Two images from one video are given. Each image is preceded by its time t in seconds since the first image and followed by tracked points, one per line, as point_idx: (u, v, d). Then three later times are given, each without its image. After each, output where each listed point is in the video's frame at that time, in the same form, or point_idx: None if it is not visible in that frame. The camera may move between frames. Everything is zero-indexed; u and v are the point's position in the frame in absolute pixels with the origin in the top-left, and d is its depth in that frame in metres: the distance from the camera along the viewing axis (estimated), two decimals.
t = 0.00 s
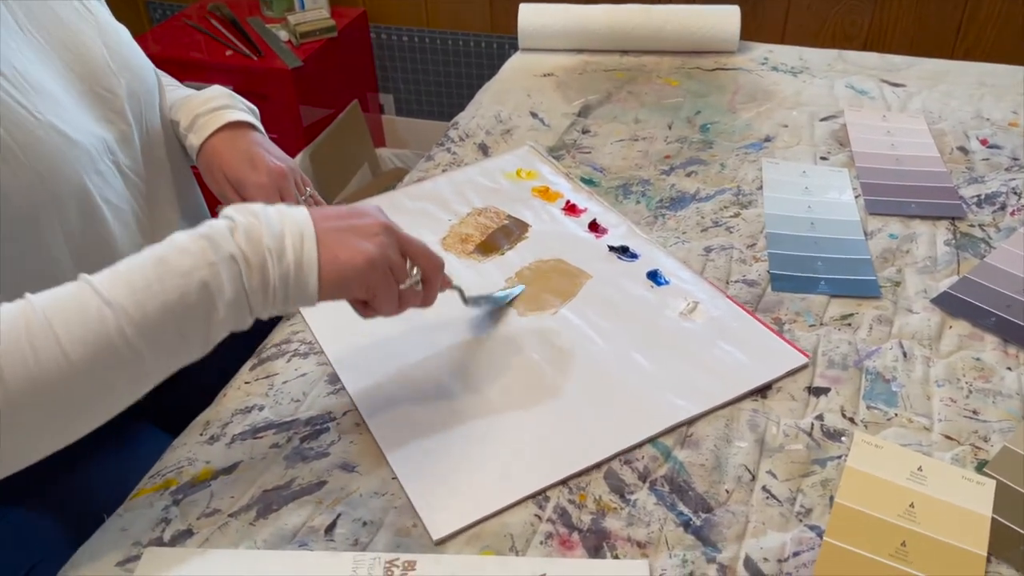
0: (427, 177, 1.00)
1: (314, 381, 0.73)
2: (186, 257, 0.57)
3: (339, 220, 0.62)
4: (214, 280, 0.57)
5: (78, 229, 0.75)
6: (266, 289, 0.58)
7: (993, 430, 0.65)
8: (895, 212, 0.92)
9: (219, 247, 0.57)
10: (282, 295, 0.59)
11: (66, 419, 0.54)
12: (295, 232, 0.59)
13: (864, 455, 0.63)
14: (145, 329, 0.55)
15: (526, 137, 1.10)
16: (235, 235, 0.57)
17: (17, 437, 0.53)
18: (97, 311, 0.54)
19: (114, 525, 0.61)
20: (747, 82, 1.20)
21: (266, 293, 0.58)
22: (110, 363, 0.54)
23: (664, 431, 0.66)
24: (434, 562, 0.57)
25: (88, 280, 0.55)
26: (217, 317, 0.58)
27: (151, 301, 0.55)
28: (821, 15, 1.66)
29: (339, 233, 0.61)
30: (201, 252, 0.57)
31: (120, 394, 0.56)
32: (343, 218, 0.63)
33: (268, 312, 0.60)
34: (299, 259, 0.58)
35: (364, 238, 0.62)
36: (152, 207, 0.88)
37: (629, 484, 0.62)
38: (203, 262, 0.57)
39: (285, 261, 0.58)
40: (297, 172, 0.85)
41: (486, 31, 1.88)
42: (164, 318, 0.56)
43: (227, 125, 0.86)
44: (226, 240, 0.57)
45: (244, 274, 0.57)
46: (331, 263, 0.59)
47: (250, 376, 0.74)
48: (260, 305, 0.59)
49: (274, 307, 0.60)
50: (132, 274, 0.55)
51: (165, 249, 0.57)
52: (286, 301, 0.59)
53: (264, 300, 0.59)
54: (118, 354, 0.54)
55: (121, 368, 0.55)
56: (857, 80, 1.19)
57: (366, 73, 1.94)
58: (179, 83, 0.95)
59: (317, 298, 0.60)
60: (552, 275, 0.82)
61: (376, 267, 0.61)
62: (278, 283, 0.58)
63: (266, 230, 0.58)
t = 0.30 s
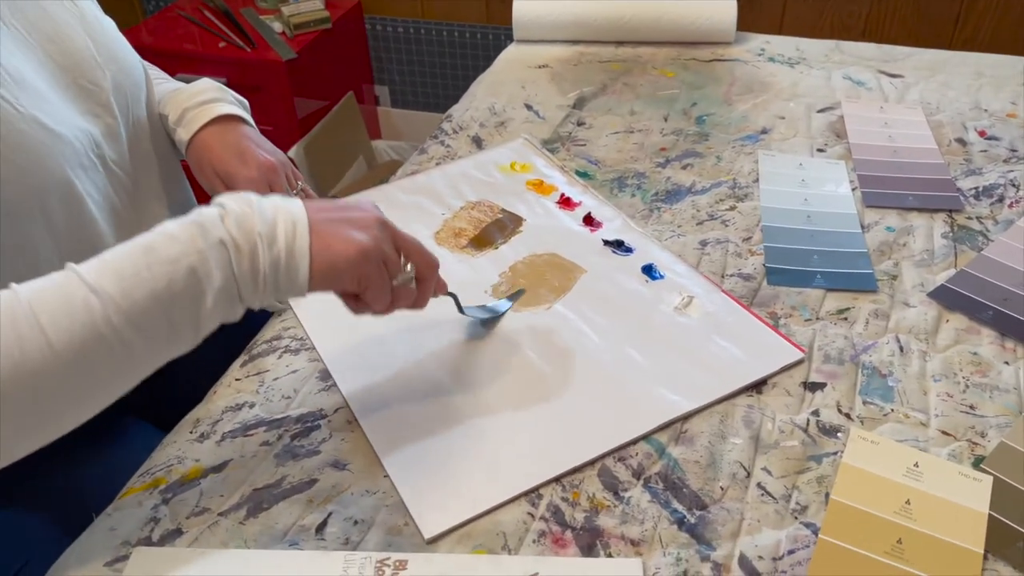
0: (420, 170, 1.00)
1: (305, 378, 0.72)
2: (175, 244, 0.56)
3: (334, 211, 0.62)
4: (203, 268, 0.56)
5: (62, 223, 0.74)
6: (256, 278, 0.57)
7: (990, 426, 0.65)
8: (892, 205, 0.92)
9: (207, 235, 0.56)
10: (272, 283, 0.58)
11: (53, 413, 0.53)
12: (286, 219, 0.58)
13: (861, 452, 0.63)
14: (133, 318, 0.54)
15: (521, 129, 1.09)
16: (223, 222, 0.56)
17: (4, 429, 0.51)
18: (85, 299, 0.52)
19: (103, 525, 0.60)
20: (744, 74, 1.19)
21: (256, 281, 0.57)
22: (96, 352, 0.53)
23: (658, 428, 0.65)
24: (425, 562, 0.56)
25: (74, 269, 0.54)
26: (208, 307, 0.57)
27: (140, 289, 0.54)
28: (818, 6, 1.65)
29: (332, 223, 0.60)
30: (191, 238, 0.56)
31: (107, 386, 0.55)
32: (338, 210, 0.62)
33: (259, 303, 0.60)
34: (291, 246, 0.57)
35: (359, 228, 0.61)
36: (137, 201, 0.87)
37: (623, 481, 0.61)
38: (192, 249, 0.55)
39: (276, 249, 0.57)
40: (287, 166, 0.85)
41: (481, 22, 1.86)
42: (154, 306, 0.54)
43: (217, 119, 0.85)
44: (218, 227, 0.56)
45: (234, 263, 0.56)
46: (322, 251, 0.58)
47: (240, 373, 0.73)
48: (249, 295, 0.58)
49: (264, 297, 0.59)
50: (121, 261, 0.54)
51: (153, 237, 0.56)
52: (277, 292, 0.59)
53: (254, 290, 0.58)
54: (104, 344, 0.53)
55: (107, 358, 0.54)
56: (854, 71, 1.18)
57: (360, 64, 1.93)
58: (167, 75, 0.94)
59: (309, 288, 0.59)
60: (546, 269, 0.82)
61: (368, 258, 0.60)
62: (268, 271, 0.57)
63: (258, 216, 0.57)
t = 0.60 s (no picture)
0: (415, 164, 0.99)
1: (299, 374, 0.72)
2: (168, 229, 0.55)
3: (330, 196, 0.61)
4: (196, 252, 0.55)
5: (54, 218, 0.73)
6: (252, 260, 0.57)
7: (985, 421, 0.65)
8: (888, 199, 0.91)
9: (200, 220, 0.55)
10: (268, 268, 0.57)
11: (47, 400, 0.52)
12: (282, 201, 0.57)
13: (855, 447, 0.62)
14: (126, 304, 0.53)
15: (516, 123, 1.08)
16: (217, 205, 0.56)
17: None
18: (76, 285, 0.52)
19: (95, 522, 0.60)
20: (740, 67, 1.18)
21: (251, 266, 0.57)
22: (90, 338, 0.52)
23: (652, 423, 0.65)
24: (419, 559, 0.56)
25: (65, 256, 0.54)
26: (201, 292, 0.56)
27: (131, 274, 0.53)
28: None
29: (328, 210, 0.60)
30: (184, 223, 0.55)
31: (101, 375, 0.54)
32: (334, 196, 0.62)
33: (254, 288, 0.59)
34: (285, 228, 0.57)
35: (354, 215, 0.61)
36: (130, 196, 0.87)
37: (618, 477, 0.61)
38: (185, 234, 0.55)
39: (272, 233, 0.56)
40: (280, 160, 0.83)
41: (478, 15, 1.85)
42: (147, 291, 0.54)
43: (209, 114, 0.84)
44: (210, 211, 0.55)
45: (229, 246, 0.56)
46: (319, 236, 0.58)
47: (233, 369, 0.73)
48: (245, 279, 0.58)
49: (259, 283, 0.59)
50: (113, 245, 0.54)
51: (146, 223, 0.56)
52: (272, 278, 0.58)
53: (249, 274, 0.58)
54: (96, 329, 0.52)
55: (100, 345, 0.53)
56: (851, 64, 1.18)
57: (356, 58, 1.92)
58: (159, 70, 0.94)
59: (304, 275, 0.59)
60: (541, 264, 0.81)
61: (366, 246, 0.60)
62: (265, 255, 0.57)
63: (252, 197, 0.56)
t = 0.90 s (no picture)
0: (413, 162, 0.99)
1: (297, 372, 0.72)
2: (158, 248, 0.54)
3: (315, 213, 0.62)
4: (186, 274, 0.54)
5: (51, 216, 0.73)
6: (241, 280, 0.57)
7: (981, 417, 0.65)
8: (885, 195, 0.91)
9: (190, 241, 0.54)
10: (255, 289, 0.57)
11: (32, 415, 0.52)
12: (271, 227, 0.57)
13: (851, 444, 0.63)
14: (115, 325, 0.52)
15: (514, 120, 1.08)
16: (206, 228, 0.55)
17: None
18: (64, 305, 0.51)
19: (95, 520, 0.60)
20: (738, 64, 1.18)
21: (239, 287, 0.57)
22: (78, 359, 0.52)
23: (649, 420, 0.65)
24: (416, 555, 0.56)
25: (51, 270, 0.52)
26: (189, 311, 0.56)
27: (121, 294, 0.52)
28: None
29: (317, 232, 0.60)
30: (175, 243, 0.54)
31: (86, 389, 0.54)
32: (319, 212, 0.62)
33: (238, 306, 0.59)
34: (274, 250, 0.57)
35: (342, 235, 0.61)
36: (130, 193, 0.87)
37: (615, 474, 0.61)
38: (175, 255, 0.54)
39: (260, 259, 0.56)
40: (280, 159, 0.85)
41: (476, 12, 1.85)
42: (136, 311, 0.53)
43: (207, 112, 0.84)
44: (200, 233, 0.55)
45: (218, 269, 0.55)
46: (307, 259, 0.58)
47: (232, 367, 0.73)
48: (232, 298, 0.58)
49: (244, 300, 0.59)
50: (102, 264, 0.52)
51: (134, 240, 0.54)
52: (257, 296, 0.58)
53: (237, 294, 0.58)
54: (84, 348, 0.52)
55: (88, 364, 0.52)
56: (849, 61, 1.18)
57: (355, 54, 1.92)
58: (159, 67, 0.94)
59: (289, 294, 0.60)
60: (538, 261, 0.81)
61: (351, 272, 0.60)
62: (253, 276, 0.57)
63: (242, 219, 0.56)
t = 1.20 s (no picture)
0: (412, 162, 0.99)
1: (296, 372, 0.72)
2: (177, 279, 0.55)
3: (333, 242, 0.60)
4: (202, 307, 0.55)
5: (50, 217, 0.73)
6: (258, 315, 0.57)
7: (977, 417, 0.65)
8: (883, 195, 0.92)
9: (210, 274, 0.55)
10: (271, 321, 0.58)
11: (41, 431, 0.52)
12: (290, 263, 0.57)
13: (847, 444, 0.63)
14: (128, 352, 0.53)
15: (513, 121, 1.08)
16: (227, 263, 0.56)
17: None
18: (80, 327, 0.51)
19: (95, 519, 0.60)
20: (736, 64, 1.19)
21: (255, 320, 0.58)
22: (87, 384, 0.52)
23: (647, 420, 0.65)
24: (415, 555, 0.56)
25: (70, 291, 0.53)
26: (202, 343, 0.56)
27: (137, 322, 0.53)
28: None
29: (332, 269, 0.59)
30: (194, 274, 0.55)
31: (95, 413, 0.54)
32: (337, 242, 0.60)
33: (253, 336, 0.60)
34: (292, 289, 0.57)
35: (356, 270, 0.61)
36: (129, 194, 0.87)
37: (612, 474, 0.62)
38: (194, 287, 0.55)
39: (278, 295, 0.57)
40: (278, 160, 0.85)
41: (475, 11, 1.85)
42: (151, 341, 0.54)
43: (206, 112, 0.84)
44: (220, 268, 0.55)
45: (236, 304, 0.56)
46: (322, 298, 0.59)
47: (231, 367, 0.73)
48: (246, 331, 0.58)
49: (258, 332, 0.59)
50: (120, 290, 0.53)
51: (154, 267, 0.55)
52: (271, 328, 0.59)
53: (254, 327, 0.58)
54: (95, 373, 0.52)
55: (97, 391, 0.53)
56: (847, 61, 1.18)
57: (354, 54, 1.92)
58: (158, 68, 0.94)
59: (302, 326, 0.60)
60: (536, 261, 0.82)
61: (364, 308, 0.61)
62: (270, 311, 0.57)
63: (263, 254, 0.56)
